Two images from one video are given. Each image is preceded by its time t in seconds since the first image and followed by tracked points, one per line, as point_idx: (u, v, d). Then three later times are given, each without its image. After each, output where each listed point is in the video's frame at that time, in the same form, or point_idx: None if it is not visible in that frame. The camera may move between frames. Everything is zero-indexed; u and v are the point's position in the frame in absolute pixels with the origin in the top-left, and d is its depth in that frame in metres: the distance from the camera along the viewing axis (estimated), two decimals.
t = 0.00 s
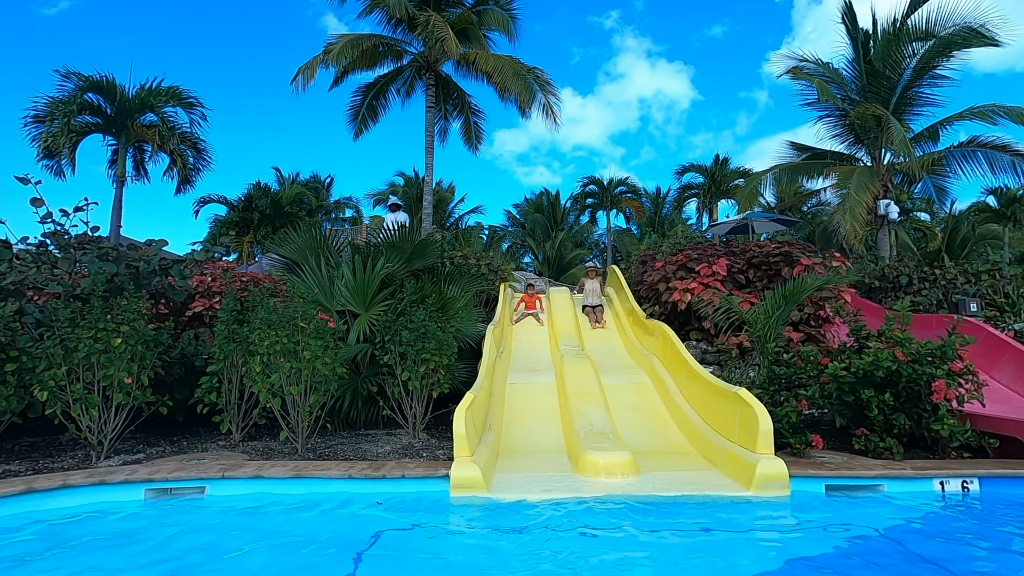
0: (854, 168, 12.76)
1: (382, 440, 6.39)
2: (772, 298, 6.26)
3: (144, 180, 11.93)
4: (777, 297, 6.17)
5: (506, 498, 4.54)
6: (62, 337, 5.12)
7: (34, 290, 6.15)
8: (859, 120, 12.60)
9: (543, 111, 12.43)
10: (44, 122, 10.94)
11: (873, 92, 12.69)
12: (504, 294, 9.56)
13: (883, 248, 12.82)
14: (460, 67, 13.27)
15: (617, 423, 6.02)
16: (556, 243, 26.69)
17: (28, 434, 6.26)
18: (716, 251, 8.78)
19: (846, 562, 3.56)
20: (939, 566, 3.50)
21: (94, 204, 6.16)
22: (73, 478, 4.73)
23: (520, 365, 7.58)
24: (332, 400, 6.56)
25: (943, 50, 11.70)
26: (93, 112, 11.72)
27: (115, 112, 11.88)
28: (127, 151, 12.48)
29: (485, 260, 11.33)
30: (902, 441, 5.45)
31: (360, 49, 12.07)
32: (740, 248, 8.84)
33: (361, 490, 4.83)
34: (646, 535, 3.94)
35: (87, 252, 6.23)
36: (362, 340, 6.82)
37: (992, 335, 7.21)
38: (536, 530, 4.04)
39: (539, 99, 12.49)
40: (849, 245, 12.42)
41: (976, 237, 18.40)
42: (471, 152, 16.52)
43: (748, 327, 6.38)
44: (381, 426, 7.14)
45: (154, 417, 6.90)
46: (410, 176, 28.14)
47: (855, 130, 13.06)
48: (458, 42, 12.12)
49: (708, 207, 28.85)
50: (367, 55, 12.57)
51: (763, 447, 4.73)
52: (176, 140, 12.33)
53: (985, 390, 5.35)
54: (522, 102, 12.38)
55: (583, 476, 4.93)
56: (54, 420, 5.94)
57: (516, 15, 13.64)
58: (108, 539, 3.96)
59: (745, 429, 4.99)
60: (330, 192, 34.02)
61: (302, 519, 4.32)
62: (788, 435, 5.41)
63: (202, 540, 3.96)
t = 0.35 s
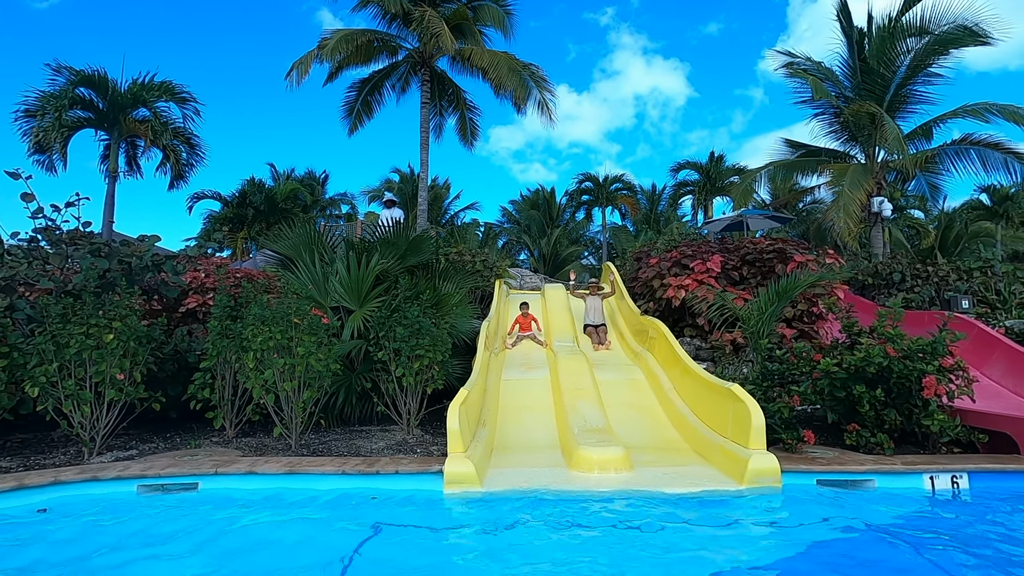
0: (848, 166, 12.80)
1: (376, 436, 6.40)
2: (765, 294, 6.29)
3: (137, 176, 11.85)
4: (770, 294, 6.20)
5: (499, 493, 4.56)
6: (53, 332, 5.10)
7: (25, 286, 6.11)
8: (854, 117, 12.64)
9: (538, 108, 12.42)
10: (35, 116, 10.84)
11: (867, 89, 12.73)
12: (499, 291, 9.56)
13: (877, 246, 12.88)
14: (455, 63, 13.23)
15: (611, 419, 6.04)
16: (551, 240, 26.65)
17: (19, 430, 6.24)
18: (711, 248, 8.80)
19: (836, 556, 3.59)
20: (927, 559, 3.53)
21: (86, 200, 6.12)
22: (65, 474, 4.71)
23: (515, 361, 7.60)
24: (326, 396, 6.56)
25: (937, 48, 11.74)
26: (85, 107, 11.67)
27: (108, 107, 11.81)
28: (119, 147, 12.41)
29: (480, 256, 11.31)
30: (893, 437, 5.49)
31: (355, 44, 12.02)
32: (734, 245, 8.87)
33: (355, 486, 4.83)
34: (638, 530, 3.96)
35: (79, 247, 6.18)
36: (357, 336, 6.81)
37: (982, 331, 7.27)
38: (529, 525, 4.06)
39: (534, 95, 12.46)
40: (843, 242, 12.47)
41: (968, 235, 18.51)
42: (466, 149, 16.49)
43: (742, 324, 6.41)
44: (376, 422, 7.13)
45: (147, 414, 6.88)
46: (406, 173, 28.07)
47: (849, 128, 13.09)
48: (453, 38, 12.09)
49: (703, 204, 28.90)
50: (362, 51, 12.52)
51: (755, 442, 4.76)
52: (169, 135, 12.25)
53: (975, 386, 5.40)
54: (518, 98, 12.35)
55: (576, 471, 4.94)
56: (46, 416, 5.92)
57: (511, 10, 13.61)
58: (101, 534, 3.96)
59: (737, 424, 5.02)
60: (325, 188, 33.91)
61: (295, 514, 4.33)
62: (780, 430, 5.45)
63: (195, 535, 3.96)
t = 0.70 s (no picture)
0: (843, 163, 12.85)
1: (373, 432, 6.41)
2: (759, 291, 6.33)
3: (131, 172, 11.78)
4: (765, 290, 6.25)
5: (495, 488, 4.58)
6: (48, 328, 5.08)
7: (18, 281, 6.07)
8: (848, 115, 12.68)
9: (534, 104, 12.41)
10: (27, 111, 10.76)
11: (862, 87, 12.78)
12: (496, 287, 9.57)
13: (871, 242, 12.95)
14: (451, 59, 13.21)
15: (606, 414, 6.07)
16: (547, 236, 26.64)
17: (14, 427, 6.22)
18: (706, 245, 8.84)
19: (829, 548, 3.63)
20: (918, 552, 3.58)
21: (80, 195, 6.09)
22: (61, 470, 4.71)
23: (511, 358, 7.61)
24: (322, 392, 6.56)
25: (930, 46, 11.81)
26: (78, 102, 11.59)
27: (101, 102, 11.73)
28: (113, 142, 12.35)
29: (476, 252, 11.31)
30: (886, 432, 5.55)
31: (350, 40, 11.98)
32: (729, 241, 8.90)
33: (352, 481, 4.85)
34: (634, 524, 3.99)
35: (73, 243, 6.15)
36: (353, 332, 6.82)
37: (974, 328, 7.33)
38: (525, 519, 4.08)
39: (530, 92, 12.45)
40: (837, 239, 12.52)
41: (961, 232, 18.62)
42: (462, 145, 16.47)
43: (736, 320, 6.45)
44: (372, 418, 7.15)
45: (143, 410, 6.88)
46: (401, 169, 28.01)
47: (844, 125, 13.14)
48: (449, 34, 12.07)
49: (699, 200, 28.95)
50: (358, 46, 12.48)
51: (749, 437, 4.80)
52: (163, 130, 12.18)
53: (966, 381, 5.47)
54: (514, 94, 12.34)
55: (571, 466, 4.96)
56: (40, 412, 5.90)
57: (508, 6, 13.59)
58: (98, 530, 3.96)
59: (732, 419, 5.06)
60: (321, 184, 33.79)
61: (292, 510, 4.34)
62: (774, 425, 5.49)
63: (192, 530, 3.97)
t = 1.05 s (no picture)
0: (838, 160, 12.89)
1: (370, 428, 6.42)
2: (755, 287, 6.36)
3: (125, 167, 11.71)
4: (761, 286, 6.28)
5: (493, 483, 4.60)
6: (44, 324, 5.06)
7: (12, 277, 6.03)
8: (844, 111, 12.71)
9: (531, 100, 12.38)
10: (20, 106, 10.68)
11: (857, 84, 12.81)
12: (493, 283, 9.58)
13: (866, 239, 13.01)
14: (447, 54, 13.17)
15: (603, 410, 6.10)
16: (544, 232, 26.62)
17: (10, 423, 6.20)
18: (702, 241, 8.86)
19: (823, 542, 3.67)
20: (911, 545, 3.62)
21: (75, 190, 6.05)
22: (58, 466, 4.70)
23: (508, 353, 7.63)
24: (319, 387, 6.56)
25: (925, 43, 11.87)
26: (71, 96, 11.50)
27: (95, 96, 11.65)
28: (107, 137, 12.27)
29: (473, 249, 11.30)
30: (880, 427, 5.59)
31: (346, 34, 11.93)
32: (726, 237, 8.93)
33: (350, 476, 4.86)
34: (631, 519, 4.02)
35: (67, 238, 6.11)
36: (350, 328, 6.83)
37: (968, 324, 7.38)
38: (524, 514, 4.11)
39: (528, 87, 12.41)
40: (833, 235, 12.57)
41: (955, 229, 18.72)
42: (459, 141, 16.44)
43: (732, 316, 6.48)
44: (369, 414, 7.16)
45: (139, 406, 6.86)
46: (398, 165, 27.92)
47: (839, 121, 13.18)
48: (446, 29, 12.03)
49: (695, 197, 28.98)
50: (354, 41, 12.43)
51: (745, 432, 4.83)
52: (157, 125, 12.10)
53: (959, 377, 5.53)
54: (510, 89, 12.31)
55: (569, 461, 5.00)
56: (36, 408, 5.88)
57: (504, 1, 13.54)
58: (96, 527, 3.96)
59: (728, 415, 5.09)
60: (316, 179, 33.66)
61: (291, 505, 4.35)
62: (770, 420, 5.53)
63: (190, 526, 3.97)
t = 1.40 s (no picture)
0: (833, 156, 12.92)
1: (365, 423, 6.43)
2: (750, 283, 6.40)
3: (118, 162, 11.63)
4: (755, 282, 6.31)
5: (487, 478, 4.62)
6: (37, 319, 5.04)
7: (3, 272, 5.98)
8: (839, 108, 12.75)
9: (526, 95, 12.37)
10: (12, 99, 10.58)
11: (852, 80, 12.85)
12: (488, 279, 9.58)
13: (860, 235, 13.07)
14: (443, 49, 13.14)
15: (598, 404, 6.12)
16: (539, 228, 26.61)
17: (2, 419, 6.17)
18: (697, 237, 8.89)
19: (815, 535, 3.71)
20: (902, 538, 3.67)
21: (67, 185, 6.02)
22: (51, 462, 4.68)
23: (503, 348, 7.64)
24: (315, 383, 6.56)
25: (920, 40, 11.92)
26: (63, 90, 11.42)
27: (87, 90, 11.57)
28: (99, 131, 12.19)
29: (469, 244, 11.29)
30: (873, 421, 5.64)
31: (341, 29, 11.88)
32: (721, 233, 8.96)
33: (345, 471, 4.87)
34: (626, 513, 4.04)
35: (60, 233, 6.07)
36: (345, 323, 6.80)
37: (960, 319, 7.45)
38: (518, 509, 4.12)
39: (523, 83, 12.38)
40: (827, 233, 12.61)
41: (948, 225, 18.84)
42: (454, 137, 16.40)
43: (727, 311, 6.51)
44: (364, 410, 7.16)
45: (134, 402, 6.84)
46: (393, 160, 27.82)
47: (834, 118, 13.21)
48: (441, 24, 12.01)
49: (690, 193, 29.02)
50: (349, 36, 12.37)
51: (738, 425, 4.87)
52: (150, 119, 12.01)
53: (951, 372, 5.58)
54: (506, 85, 12.29)
55: (564, 455, 5.02)
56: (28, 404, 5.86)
57: None
58: (92, 522, 3.94)
59: (722, 409, 5.12)
60: (311, 175, 33.52)
61: (286, 499, 4.36)
62: (764, 415, 5.57)
63: (185, 521, 3.98)
